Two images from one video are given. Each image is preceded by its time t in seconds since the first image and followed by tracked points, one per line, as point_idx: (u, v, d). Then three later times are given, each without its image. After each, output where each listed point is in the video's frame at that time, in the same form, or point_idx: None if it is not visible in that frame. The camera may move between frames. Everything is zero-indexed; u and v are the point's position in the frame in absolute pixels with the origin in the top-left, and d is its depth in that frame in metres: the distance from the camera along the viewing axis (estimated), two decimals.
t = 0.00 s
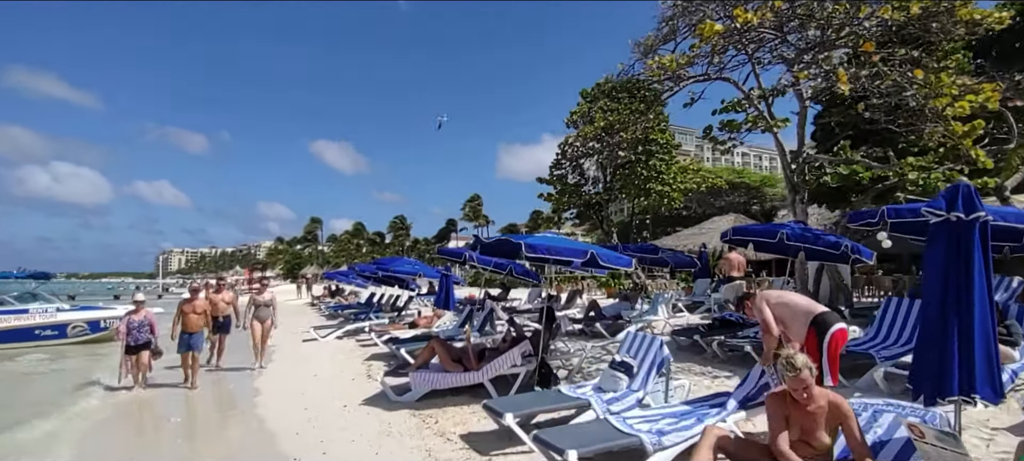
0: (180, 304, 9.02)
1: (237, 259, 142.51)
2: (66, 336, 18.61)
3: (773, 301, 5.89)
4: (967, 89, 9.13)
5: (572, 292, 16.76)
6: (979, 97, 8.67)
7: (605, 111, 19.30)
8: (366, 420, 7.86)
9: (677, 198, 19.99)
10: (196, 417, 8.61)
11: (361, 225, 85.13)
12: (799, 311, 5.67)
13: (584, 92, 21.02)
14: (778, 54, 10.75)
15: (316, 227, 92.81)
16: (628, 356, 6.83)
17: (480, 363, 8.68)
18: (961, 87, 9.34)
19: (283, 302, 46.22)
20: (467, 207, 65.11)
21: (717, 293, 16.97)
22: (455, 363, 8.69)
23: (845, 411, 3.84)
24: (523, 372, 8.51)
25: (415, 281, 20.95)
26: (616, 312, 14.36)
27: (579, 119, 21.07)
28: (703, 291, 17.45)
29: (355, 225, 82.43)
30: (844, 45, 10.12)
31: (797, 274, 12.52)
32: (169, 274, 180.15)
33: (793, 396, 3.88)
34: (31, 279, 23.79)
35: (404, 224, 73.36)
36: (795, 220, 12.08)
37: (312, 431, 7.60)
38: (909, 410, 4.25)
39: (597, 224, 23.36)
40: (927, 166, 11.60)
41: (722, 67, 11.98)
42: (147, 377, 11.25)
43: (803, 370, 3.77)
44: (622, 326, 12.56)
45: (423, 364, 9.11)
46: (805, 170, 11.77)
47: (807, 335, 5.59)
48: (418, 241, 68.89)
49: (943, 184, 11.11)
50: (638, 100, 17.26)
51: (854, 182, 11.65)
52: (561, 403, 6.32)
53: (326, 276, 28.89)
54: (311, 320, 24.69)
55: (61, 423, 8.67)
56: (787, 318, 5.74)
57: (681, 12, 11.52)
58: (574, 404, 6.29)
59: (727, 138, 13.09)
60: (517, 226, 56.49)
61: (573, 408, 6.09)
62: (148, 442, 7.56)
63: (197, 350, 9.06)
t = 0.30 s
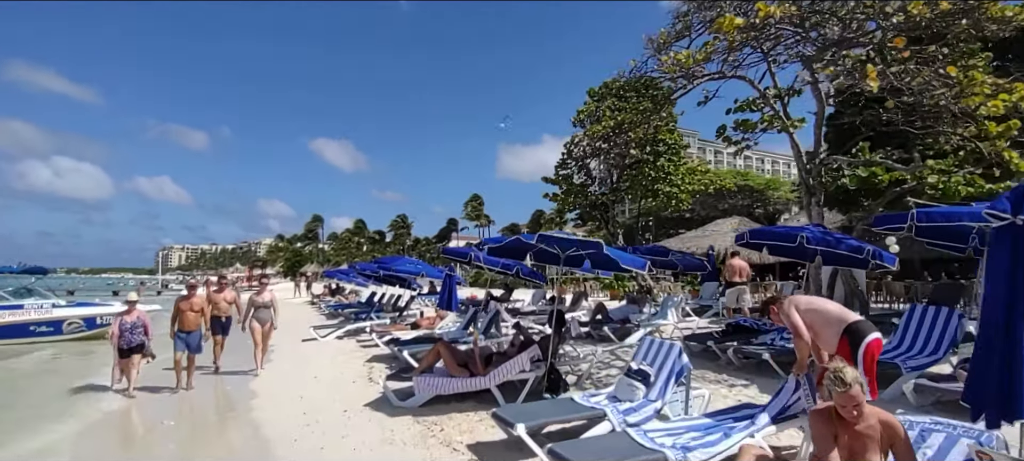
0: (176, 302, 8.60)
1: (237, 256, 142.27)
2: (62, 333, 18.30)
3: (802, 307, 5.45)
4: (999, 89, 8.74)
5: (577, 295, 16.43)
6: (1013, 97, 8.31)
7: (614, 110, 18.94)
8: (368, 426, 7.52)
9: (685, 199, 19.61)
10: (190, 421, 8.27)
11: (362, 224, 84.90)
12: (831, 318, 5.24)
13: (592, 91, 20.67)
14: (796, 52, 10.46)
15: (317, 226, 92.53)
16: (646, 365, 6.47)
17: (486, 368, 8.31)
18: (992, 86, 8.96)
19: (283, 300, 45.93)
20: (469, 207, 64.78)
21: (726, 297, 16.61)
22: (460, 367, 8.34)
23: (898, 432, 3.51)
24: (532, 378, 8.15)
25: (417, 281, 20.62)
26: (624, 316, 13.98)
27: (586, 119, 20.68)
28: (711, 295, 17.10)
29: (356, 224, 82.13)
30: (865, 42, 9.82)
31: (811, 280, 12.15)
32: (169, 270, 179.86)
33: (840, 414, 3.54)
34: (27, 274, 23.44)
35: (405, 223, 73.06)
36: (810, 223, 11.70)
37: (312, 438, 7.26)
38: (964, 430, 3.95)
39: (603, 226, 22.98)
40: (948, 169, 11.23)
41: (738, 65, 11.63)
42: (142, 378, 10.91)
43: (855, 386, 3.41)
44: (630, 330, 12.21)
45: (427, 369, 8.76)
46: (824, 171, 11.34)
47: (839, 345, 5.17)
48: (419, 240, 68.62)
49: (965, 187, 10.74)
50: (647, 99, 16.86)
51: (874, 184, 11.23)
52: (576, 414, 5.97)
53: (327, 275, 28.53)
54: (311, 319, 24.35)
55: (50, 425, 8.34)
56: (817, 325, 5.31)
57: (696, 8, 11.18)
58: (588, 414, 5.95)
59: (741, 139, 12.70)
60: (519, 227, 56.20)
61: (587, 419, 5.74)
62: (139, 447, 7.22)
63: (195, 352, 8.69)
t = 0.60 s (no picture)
0: (172, 303, 8.31)
1: (244, 254, 142.52)
2: (66, 331, 18.07)
3: (842, 309, 4.99)
4: None
5: (589, 294, 16.06)
6: None
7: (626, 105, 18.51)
8: (376, 431, 7.18)
9: (699, 196, 19.18)
10: (191, 424, 7.96)
11: (369, 222, 84.75)
12: (876, 320, 4.77)
13: (603, 86, 20.24)
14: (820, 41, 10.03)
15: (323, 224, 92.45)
16: (672, 369, 6.09)
17: (499, 371, 7.95)
18: None
19: (289, 299, 45.76)
20: (476, 205, 64.50)
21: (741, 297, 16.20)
22: (473, 370, 7.98)
23: (973, 452, 3.14)
24: (547, 382, 7.78)
25: (425, 279, 20.29)
26: (638, 316, 13.60)
27: (598, 114, 20.26)
28: (726, 294, 16.68)
29: (363, 222, 81.96)
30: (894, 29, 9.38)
31: (833, 279, 11.74)
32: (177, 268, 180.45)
33: (910, 427, 3.17)
34: (32, 272, 23.25)
35: (412, 221, 72.83)
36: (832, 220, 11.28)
37: (318, 444, 6.93)
38: None
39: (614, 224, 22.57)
40: (979, 163, 10.78)
41: (758, 56, 11.21)
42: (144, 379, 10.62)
43: (932, 397, 3.07)
44: (645, 331, 11.83)
45: (437, 371, 8.40)
46: (848, 166, 10.89)
47: (884, 350, 4.69)
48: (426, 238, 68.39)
49: (997, 183, 10.28)
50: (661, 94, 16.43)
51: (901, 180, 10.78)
52: (598, 421, 5.60)
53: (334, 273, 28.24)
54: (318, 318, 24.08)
55: (49, 429, 8.05)
56: (860, 328, 4.84)
57: None
58: (611, 422, 5.58)
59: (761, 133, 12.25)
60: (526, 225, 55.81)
61: (611, 427, 5.37)
62: (136, 453, 6.90)
63: (196, 356, 8.41)
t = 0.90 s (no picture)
0: (169, 302, 7.98)
1: (251, 253, 142.74)
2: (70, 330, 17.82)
3: (888, 314, 4.59)
4: None
5: (600, 294, 15.68)
6: None
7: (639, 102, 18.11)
8: (383, 438, 6.84)
9: (712, 194, 18.73)
10: (191, 428, 7.64)
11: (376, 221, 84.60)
12: (927, 326, 4.37)
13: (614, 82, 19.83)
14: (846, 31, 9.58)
15: (330, 222, 92.35)
16: (698, 376, 5.71)
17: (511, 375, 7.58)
18: None
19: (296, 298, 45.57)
20: (482, 204, 64.19)
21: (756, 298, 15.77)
22: (484, 374, 7.62)
23: None
24: (562, 387, 7.41)
25: (432, 279, 19.95)
26: (651, 317, 13.20)
27: (609, 111, 19.86)
28: (741, 296, 16.26)
29: (370, 221, 81.80)
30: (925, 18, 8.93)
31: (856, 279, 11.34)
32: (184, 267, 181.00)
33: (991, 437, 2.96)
34: (37, 270, 23.05)
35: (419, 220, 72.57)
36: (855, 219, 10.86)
37: (322, 451, 6.59)
38: None
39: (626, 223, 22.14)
40: (1011, 160, 10.32)
41: (779, 48, 10.78)
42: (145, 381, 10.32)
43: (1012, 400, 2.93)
44: (660, 333, 11.43)
45: (446, 375, 8.04)
46: (874, 162, 10.45)
47: (936, 359, 4.28)
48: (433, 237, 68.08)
49: None
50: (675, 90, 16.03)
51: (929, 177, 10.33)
52: (619, 431, 5.23)
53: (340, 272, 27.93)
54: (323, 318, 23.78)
55: (46, 431, 7.75)
56: (909, 334, 4.44)
57: None
58: (634, 433, 5.20)
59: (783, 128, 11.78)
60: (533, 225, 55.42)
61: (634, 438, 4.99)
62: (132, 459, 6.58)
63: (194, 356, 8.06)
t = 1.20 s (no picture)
0: (184, 307, 7.71)
1: (268, 254, 143.70)
2: (88, 334, 17.74)
3: (958, 301, 4.11)
4: None
5: (621, 288, 15.30)
6: None
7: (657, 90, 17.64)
8: (403, 444, 6.50)
9: (735, 183, 18.23)
10: (206, 436, 7.37)
11: (390, 219, 84.64)
12: (1005, 318, 3.95)
13: (631, 71, 19.35)
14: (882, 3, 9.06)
15: (344, 221, 92.55)
16: (739, 375, 5.32)
17: (535, 375, 7.22)
18: None
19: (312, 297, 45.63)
20: (495, 200, 63.92)
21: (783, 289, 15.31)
22: (508, 374, 7.25)
23: None
24: (589, 386, 7.03)
25: (448, 276, 19.67)
26: (675, 311, 12.77)
27: (626, 100, 19.40)
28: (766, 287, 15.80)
29: (384, 219, 81.90)
30: None
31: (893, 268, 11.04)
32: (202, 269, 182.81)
33: None
34: (55, 275, 23.07)
35: (433, 217, 72.48)
36: (891, 205, 10.36)
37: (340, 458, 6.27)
38: None
39: (645, 214, 21.68)
40: None
41: (808, 26, 10.27)
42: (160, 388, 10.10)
43: None
44: (686, 327, 11.05)
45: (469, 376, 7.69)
46: (913, 144, 9.92)
47: (1015, 354, 3.89)
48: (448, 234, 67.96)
49: None
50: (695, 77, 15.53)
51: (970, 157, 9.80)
52: (659, 438, 4.83)
53: (356, 271, 27.73)
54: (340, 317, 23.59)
55: (59, 440, 7.53)
56: (982, 325, 4.01)
57: None
58: (674, 438, 4.81)
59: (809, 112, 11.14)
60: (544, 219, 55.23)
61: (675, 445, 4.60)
62: None
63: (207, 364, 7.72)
